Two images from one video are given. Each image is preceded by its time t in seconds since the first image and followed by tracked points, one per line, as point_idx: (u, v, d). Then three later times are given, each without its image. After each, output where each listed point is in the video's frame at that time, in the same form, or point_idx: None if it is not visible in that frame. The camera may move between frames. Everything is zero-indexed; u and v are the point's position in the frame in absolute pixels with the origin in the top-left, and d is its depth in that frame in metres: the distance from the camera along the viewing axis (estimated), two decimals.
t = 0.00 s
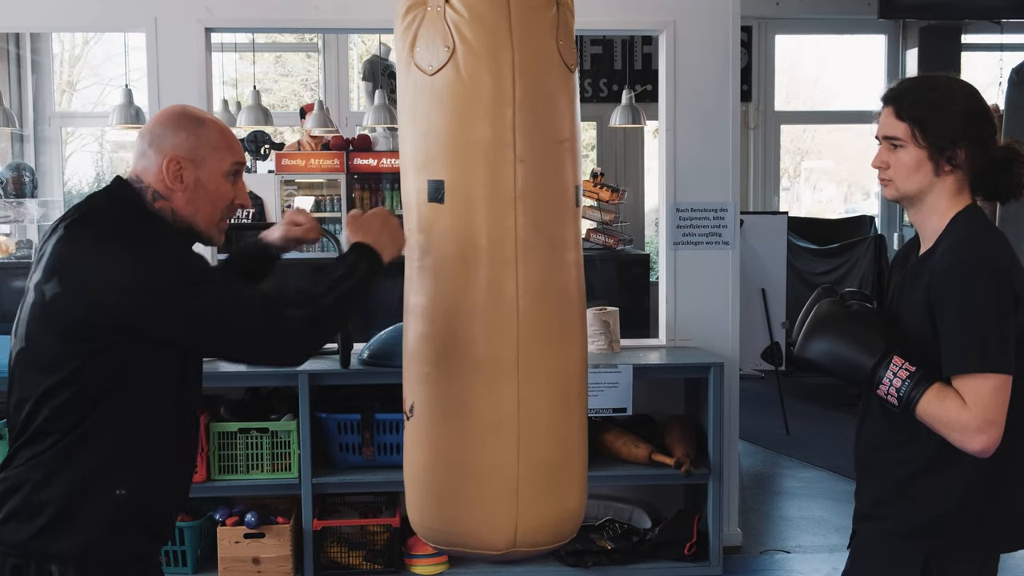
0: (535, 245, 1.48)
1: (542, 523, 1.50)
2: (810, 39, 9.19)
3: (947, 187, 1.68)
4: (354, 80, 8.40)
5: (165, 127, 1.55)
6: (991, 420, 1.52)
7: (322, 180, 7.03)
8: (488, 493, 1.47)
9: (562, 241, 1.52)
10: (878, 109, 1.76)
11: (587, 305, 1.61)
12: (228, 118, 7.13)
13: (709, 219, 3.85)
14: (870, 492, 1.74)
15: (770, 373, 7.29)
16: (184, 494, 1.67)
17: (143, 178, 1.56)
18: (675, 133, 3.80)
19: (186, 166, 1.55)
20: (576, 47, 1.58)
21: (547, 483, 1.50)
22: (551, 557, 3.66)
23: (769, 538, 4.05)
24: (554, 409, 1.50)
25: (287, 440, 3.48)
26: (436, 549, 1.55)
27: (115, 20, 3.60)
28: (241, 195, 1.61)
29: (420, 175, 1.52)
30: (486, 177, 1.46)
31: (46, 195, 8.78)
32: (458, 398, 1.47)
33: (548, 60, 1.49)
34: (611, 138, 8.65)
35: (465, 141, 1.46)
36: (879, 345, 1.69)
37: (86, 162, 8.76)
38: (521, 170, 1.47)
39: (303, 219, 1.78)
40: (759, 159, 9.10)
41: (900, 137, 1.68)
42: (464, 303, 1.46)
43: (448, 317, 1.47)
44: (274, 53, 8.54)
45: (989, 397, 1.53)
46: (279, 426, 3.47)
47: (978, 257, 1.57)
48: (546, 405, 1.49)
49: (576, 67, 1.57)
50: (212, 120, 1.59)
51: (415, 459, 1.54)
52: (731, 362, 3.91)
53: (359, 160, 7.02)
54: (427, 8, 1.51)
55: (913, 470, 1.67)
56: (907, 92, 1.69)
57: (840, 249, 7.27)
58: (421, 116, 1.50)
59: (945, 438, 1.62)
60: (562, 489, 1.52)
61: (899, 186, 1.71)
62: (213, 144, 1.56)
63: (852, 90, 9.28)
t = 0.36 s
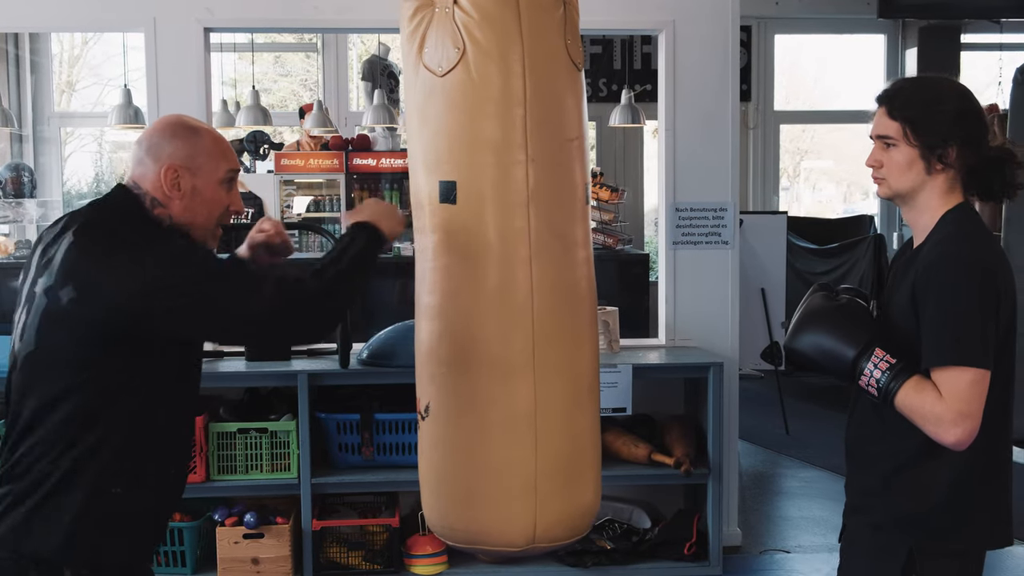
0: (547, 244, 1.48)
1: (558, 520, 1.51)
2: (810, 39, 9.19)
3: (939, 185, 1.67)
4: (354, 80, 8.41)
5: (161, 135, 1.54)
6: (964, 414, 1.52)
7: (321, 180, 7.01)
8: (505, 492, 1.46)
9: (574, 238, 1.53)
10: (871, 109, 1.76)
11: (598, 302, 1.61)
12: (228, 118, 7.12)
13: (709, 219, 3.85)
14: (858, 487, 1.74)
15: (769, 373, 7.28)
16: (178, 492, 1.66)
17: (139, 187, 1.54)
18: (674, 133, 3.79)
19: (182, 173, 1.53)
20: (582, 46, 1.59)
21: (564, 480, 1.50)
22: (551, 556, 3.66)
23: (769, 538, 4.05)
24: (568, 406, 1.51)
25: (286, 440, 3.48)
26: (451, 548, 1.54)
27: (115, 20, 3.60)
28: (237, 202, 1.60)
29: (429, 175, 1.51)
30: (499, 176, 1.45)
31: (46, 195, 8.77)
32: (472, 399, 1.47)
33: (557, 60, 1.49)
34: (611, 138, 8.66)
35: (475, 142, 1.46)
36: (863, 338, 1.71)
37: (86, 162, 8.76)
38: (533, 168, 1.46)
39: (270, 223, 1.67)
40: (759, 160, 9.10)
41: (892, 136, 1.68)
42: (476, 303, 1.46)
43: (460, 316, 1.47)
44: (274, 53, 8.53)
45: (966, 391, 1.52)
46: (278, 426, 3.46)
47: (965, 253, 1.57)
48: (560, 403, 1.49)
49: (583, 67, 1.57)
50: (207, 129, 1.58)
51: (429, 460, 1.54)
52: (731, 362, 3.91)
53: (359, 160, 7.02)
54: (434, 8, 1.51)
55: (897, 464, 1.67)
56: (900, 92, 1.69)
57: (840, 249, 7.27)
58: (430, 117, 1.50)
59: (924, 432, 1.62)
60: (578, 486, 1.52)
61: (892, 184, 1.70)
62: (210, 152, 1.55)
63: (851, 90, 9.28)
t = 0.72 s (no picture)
0: (552, 242, 1.47)
1: (567, 519, 1.50)
2: (809, 39, 9.18)
3: (921, 182, 1.67)
4: (352, 80, 8.41)
5: (143, 141, 1.54)
6: (948, 400, 1.52)
7: (319, 180, 6.99)
8: (512, 491, 1.46)
9: (579, 236, 1.52)
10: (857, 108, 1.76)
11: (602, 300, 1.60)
12: (225, 118, 7.12)
13: (706, 219, 3.84)
14: (843, 477, 1.74)
15: (768, 373, 7.27)
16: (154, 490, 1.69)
17: (121, 194, 1.55)
18: (672, 133, 3.79)
19: (163, 180, 1.53)
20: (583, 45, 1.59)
21: (572, 478, 1.50)
22: (549, 557, 3.66)
23: (767, 538, 4.04)
24: (575, 405, 1.50)
25: (283, 440, 3.48)
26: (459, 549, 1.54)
27: (112, 20, 3.60)
28: (219, 207, 1.60)
29: (432, 176, 1.51)
30: (503, 176, 1.45)
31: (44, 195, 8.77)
32: (478, 399, 1.47)
33: (558, 59, 1.49)
34: (610, 138, 8.65)
35: (479, 142, 1.45)
36: (849, 331, 1.71)
37: (84, 162, 8.75)
38: (537, 167, 1.46)
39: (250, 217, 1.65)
40: (759, 160, 9.09)
41: (877, 134, 1.68)
42: (481, 302, 1.45)
43: (466, 316, 1.46)
44: (272, 53, 8.53)
45: (949, 377, 1.52)
46: (275, 426, 3.46)
47: (950, 244, 1.57)
48: (567, 403, 1.49)
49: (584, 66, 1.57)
50: (189, 134, 1.58)
51: (437, 461, 1.53)
52: (728, 362, 3.90)
53: (357, 160, 7.01)
54: (434, 9, 1.50)
55: (880, 452, 1.67)
56: (886, 91, 1.69)
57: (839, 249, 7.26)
58: (433, 117, 1.50)
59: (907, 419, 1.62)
60: (586, 484, 1.52)
61: (877, 181, 1.70)
62: (191, 159, 1.55)
63: (850, 89, 9.28)
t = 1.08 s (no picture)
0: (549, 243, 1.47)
1: (564, 522, 1.50)
2: (807, 39, 9.19)
3: (907, 180, 1.67)
4: (351, 81, 8.42)
5: (138, 141, 1.53)
6: (929, 387, 1.52)
7: (318, 180, 6.99)
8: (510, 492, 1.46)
9: (577, 236, 1.52)
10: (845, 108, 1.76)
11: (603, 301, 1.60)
12: (224, 118, 7.11)
13: (704, 219, 3.84)
14: (834, 464, 1.75)
15: (767, 372, 7.27)
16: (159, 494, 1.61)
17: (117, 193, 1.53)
18: (670, 132, 3.79)
19: (159, 180, 1.53)
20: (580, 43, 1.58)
21: (569, 480, 1.49)
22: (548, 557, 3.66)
23: (766, 538, 4.04)
24: (575, 406, 1.50)
25: (282, 440, 3.48)
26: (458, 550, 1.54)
27: (111, 20, 3.60)
28: (213, 208, 1.61)
29: (429, 175, 1.51)
30: (499, 177, 1.45)
31: (43, 195, 8.75)
32: (475, 400, 1.47)
33: (554, 57, 1.49)
34: (609, 138, 8.66)
35: (475, 142, 1.45)
36: (834, 311, 1.71)
37: (83, 162, 8.74)
38: (534, 166, 1.46)
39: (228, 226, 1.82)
40: (757, 160, 9.09)
41: (864, 132, 1.68)
42: (477, 303, 1.46)
43: (463, 316, 1.47)
44: (271, 53, 8.52)
45: (931, 363, 1.52)
46: (274, 426, 3.46)
47: (938, 236, 1.58)
48: (566, 403, 1.49)
49: (583, 64, 1.57)
50: (184, 134, 1.57)
51: (435, 462, 1.53)
52: (727, 362, 3.90)
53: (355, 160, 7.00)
54: (429, 9, 1.51)
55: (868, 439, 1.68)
56: (873, 90, 1.69)
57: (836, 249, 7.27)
58: (428, 117, 1.50)
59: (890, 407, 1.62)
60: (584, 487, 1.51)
61: (863, 177, 1.70)
62: (187, 159, 1.55)
63: (849, 89, 9.29)
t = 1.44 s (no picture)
0: (537, 245, 1.47)
1: (551, 527, 1.49)
2: (807, 39, 9.20)
3: (903, 181, 1.67)
4: (350, 81, 8.42)
5: (129, 139, 1.56)
6: (921, 395, 1.52)
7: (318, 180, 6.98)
8: (496, 495, 1.46)
9: (568, 239, 1.51)
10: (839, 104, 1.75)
11: (596, 302, 1.59)
12: (223, 118, 7.11)
13: (703, 219, 3.84)
14: (824, 467, 1.75)
15: (766, 372, 7.27)
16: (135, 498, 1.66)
17: (107, 192, 1.56)
18: (669, 133, 3.79)
19: (147, 178, 1.55)
20: (577, 43, 1.58)
21: (558, 484, 1.49)
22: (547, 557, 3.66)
23: (765, 538, 4.05)
24: (565, 408, 1.49)
25: (281, 440, 3.48)
26: (446, 551, 1.54)
27: (110, 20, 3.60)
28: (204, 206, 1.62)
29: (421, 175, 1.52)
30: (488, 178, 1.45)
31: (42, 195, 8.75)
32: (463, 400, 1.47)
33: (545, 57, 1.48)
34: (608, 138, 8.66)
35: (465, 142, 1.45)
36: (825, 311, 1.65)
37: (82, 163, 8.77)
38: (524, 166, 1.46)
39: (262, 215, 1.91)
40: (757, 160, 9.09)
41: (860, 130, 1.67)
42: (466, 303, 1.46)
43: (452, 317, 1.47)
44: (270, 53, 8.53)
45: (926, 372, 1.53)
46: (273, 427, 3.46)
47: (938, 241, 1.58)
48: (555, 406, 1.48)
49: (579, 64, 1.56)
50: (175, 133, 1.60)
51: (425, 462, 1.54)
52: (726, 362, 3.90)
53: (355, 160, 7.00)
54: (422, 6, 1.51)
55: (859, 444, 1.68)
56: (869, 87, 1.68)
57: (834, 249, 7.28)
58: (421, 115, 1.50)
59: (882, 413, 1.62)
60: (573, 491, 1.50)
61: (858, 177, 1.70)
62: (176, 157, 1.57)
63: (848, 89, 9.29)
